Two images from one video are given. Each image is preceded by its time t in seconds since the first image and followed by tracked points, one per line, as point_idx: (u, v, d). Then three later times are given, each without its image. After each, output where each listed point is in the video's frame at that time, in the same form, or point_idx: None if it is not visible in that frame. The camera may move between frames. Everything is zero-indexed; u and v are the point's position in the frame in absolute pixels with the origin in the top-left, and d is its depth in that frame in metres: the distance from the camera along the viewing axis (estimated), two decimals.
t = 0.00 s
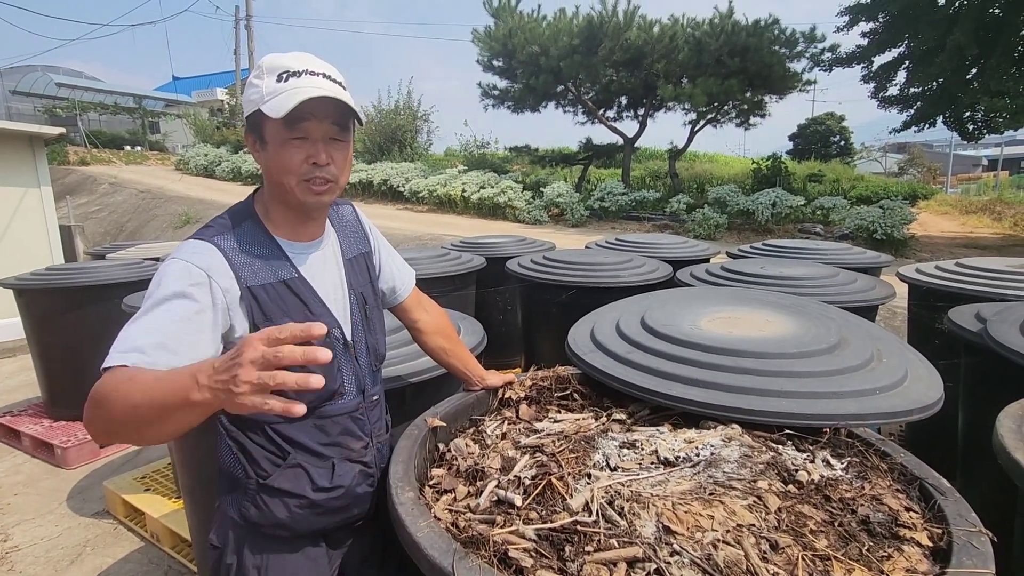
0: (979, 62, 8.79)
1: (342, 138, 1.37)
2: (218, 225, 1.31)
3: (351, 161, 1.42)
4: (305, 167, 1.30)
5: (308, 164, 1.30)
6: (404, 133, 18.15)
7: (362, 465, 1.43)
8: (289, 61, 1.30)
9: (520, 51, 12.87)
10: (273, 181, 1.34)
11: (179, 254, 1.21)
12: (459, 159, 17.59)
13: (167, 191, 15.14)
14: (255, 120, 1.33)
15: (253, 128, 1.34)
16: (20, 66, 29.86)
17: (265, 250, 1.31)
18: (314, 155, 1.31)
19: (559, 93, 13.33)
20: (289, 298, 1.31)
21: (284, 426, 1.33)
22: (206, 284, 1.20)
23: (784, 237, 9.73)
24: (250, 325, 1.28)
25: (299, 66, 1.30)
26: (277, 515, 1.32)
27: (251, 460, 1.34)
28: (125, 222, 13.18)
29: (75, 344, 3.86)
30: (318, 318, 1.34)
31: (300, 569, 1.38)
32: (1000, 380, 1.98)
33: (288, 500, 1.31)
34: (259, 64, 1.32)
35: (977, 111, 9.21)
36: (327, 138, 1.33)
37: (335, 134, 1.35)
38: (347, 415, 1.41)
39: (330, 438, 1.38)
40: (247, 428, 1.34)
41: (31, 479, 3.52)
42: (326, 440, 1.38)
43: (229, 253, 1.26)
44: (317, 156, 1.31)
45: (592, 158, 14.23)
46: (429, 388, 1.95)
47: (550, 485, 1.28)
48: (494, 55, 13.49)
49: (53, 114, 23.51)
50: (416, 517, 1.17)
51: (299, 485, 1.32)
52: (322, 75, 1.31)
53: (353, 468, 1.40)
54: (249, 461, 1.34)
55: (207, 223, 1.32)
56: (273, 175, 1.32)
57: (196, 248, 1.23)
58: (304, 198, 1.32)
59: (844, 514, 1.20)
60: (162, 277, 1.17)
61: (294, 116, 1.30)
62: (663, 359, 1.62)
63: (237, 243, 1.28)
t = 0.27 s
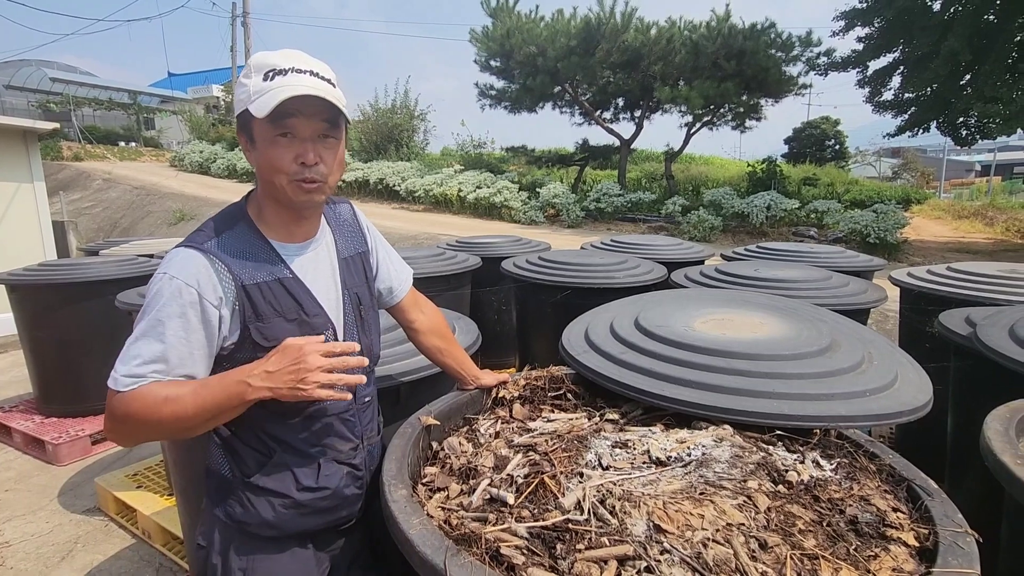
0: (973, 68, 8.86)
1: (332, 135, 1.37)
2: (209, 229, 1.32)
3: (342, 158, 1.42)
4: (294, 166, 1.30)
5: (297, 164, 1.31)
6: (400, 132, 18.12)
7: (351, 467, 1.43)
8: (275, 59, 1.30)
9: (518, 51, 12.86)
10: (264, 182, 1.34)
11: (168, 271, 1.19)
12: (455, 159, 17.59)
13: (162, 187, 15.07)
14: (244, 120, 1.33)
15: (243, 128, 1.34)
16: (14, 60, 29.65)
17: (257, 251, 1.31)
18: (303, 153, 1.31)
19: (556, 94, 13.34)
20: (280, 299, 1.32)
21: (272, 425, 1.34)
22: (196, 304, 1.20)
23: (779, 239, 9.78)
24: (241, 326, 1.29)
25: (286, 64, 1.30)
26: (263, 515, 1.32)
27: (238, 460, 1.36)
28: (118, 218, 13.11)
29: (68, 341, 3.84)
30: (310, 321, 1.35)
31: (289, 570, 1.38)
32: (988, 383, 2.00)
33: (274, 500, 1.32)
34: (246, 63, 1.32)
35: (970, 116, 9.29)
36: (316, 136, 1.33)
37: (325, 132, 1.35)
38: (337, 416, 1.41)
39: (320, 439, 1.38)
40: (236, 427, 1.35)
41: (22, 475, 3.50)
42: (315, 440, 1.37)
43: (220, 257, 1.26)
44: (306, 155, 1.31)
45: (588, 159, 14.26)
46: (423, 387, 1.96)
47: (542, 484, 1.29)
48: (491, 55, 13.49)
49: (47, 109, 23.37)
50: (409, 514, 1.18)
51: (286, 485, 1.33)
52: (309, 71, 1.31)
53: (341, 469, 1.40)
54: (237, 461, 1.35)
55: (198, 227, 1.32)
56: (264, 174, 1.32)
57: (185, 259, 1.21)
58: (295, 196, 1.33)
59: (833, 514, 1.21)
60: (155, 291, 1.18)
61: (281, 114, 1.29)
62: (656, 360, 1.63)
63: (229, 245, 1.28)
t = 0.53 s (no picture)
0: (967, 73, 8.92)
1: (324, 130, 1.38)
2: (202, 224, 1.34)
3: (335, 154, 1.42)
4: (286, 162, 1.31)
5: (289, 159, 1.32)
6: (398, 131, 18.11)
7: (344, 462, 1.44)
8: (267, 55, 1.32)
9: (516, 51, 12.88)
10: (257, 178, 1.36)
11: (163, 263, 1.22)
12: (452, 158, 17.59)
13: (158, 184, 15.02)
14: (238, 117, 1.35)
15: (237, 125, 1.36)
16: (9, 55, 29.49)
17: (250, 246, 1.33)
18: (294, 149, 1.32)
19: (554, 94, 13.36)
20: (273, 294, 1.33)
21: (265, 418, 1.35)
22: (187, 295, 1.22)
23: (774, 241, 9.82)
24: (232, 322, 1.30)
25: (276, 60, 1.31)
26: (253, 507, 1.32)
27: (231, 452, 1.36)
28: (114, 214, 13.07)
29: (62, 337, 3.83)
30: (304, 315, 1.36)
31: (280, 564, 1.38)
32: (976, 384, 2.03)
33: (266, 493, 1.32)
34: (239, 60, 1.34)
35: (964, 120, 9.35)
36: (307, 132, 1.34)
37: (316, 127, 1.36)
38: (329, 411, 1.41)
39: (312, 433, 1.39)
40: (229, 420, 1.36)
41: (15, 471, 3.50)
42: (308, 435, 1.38)
43: (212, 252, 1.28)
44: (297, 150, 1.32)
45: (585, 160, 14.29)
46: (417, 385, 1.97)
47: (535, 480, 1.30)
48: (489, 55, 13.51)
49: (42, 104, 23.25)
50: (403, 509, 1.19)
51: (278, 478, 1.33)
52: (299, 67, 1.32)
53: (334, 463, 1.41)
54: (230, 453, 1.36)
55: (192, 222, 1.34)
56: (257, 171, 1.34)
57: (179, 253, 1.24)
58: (286, 193, 1.33)
59: (821, 510, 1.23)
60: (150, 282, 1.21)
61: (272, 111, 1.31)
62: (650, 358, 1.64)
63: (223, 242, 1.30)
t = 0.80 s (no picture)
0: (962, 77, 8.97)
1: (314, 131, 1.38)
2: (197, 219, 1.35)
3: (327, 153, 1.42)
4: (274, 163, 1.32)
5: (278, 160, 1.33)
6: (395, 130, 18.10)
7: (338, 455, 1.45)
8: (257, 54, 1.32)
9: (514, 51, 12.89)
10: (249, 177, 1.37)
11: (155, 257, 1.24)
12: (449, 157, 17.59)
13: (153, 181, 14.97)
14: (230, 116, 1.36)
15: (230, 124, 1.38)
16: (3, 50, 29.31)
17: (244, 241, 1.34)
18: (282, 150, 1.33)
19: (552, 95, 13.38)
20: (266, 289, 1.34)
21: (259, 411, 1.35)
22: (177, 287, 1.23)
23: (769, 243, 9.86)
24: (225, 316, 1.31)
25: (266, 60, 1.31)
26: (247, 498, 1.34)
27: (226, 444, 1.37)
28: (109, 211, 13.02)
29: (55, 334, 3.82)
30: (295, 310, 1.36)
31: (274, 557, 1.39)
32: (966, 384, 2.05)
33: (260, 484, 1.34)
34: (232, 59, 1.35)
35: (959, 124, 9.41)
36: (296, 133, 1.34)
37: (305, 128, 1.36)
38: (324, 405, 1.42)
39: (305, 427, 1.39)
40: (224, 412, 1.38)
41: (7, 468, 3.49)
42: (301, 428, 1.39)
43: (205, 248, 1.29)
44: (286, 151, 1.33)
45: (582, 160, 14.31)
46: (412, 382, 1.97)
47: (529, 475, 1.32)
48: (487, 54, 13.52)
49: (37, 100, 23.13)
50: (397, 502, 1.20)
51: (272, 470, 1.34)
52: (289, 67, 1.32)
53: (327, 457, 1.41)
54: (226, 445, 1.37)
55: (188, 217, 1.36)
56: (247, 170, 1.35)
57: (171, 247, 1.25)
58: (276, 193, 1.34)
59: (811, 506, 1.24)
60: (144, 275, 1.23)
61: (260, 112, 1.32)
62: (644, 356, 1.66)
63: (217, 238, 1.31)
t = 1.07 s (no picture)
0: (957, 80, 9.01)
1: (301, 125, 1.37)
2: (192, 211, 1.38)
3: (316, 146, 1.41)
4: (260, 158, 1.33)
5: (263, 156, 1.33)
6: (393, 128, 18.08)
7: (325, 452, 1.44)
8: (241, 51, 1.33)
9: (512, 51, 12.90)
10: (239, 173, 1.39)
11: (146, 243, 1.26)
12: (447, 156, 17.58)
13: (149, 178, 14.92)
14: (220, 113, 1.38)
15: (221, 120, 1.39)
16: None
17: (234, 235, 1.35)
18: (267, 146, 1.33)
19: (549, 94, 13.39)
20: (253, 283, 1.34)
21: (243, 405, 1.37)
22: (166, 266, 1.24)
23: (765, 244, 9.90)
24: (209, 310, 1.31)
25: (249, 55, 1.32)
26: (229, 491, 1.35)
27: (213, 436, 1.39)
28: (104, 208, 12.97)
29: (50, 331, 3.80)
30: (280, 305, 1.36)
31: (258, 549, 1.41)
32: (958, 384, 2.07)
33: (242, 478, 1.35)
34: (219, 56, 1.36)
35: (954, 126, 9.46)
36: (281, 127, 1.34)
37: (291, 122, 1.35)
38: (311, 401, 1.42)
39: (291, 423, 1.40)
40: (211, 405, 1.39)
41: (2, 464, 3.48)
42: (288, 423, 1.40)
43: (195, 237, 1.31)
44: (270, 146, 1.33)
45: (580, 160, 14.32)
46: (409, 379, 1.98)
47: (524, 471, 1.33)
48: (485, 53, 13.53)
49: (32, 95, 23.00)
50: (394, 497, 1.21)
51: (253, 464, 1.35)
52: (271, 62, 1.32)
53: (312, 453, 1.41)
54: (213, 437, 1.39)
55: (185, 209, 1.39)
56: (237, 165, 1.36)
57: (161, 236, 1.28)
58: (264, 187, 1.35)
59: (802, 502, 1.26)
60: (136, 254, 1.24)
61: (244, 108, 1.32)
62: (638, 353, 1.68)
63: (208, 230, 1.33)
